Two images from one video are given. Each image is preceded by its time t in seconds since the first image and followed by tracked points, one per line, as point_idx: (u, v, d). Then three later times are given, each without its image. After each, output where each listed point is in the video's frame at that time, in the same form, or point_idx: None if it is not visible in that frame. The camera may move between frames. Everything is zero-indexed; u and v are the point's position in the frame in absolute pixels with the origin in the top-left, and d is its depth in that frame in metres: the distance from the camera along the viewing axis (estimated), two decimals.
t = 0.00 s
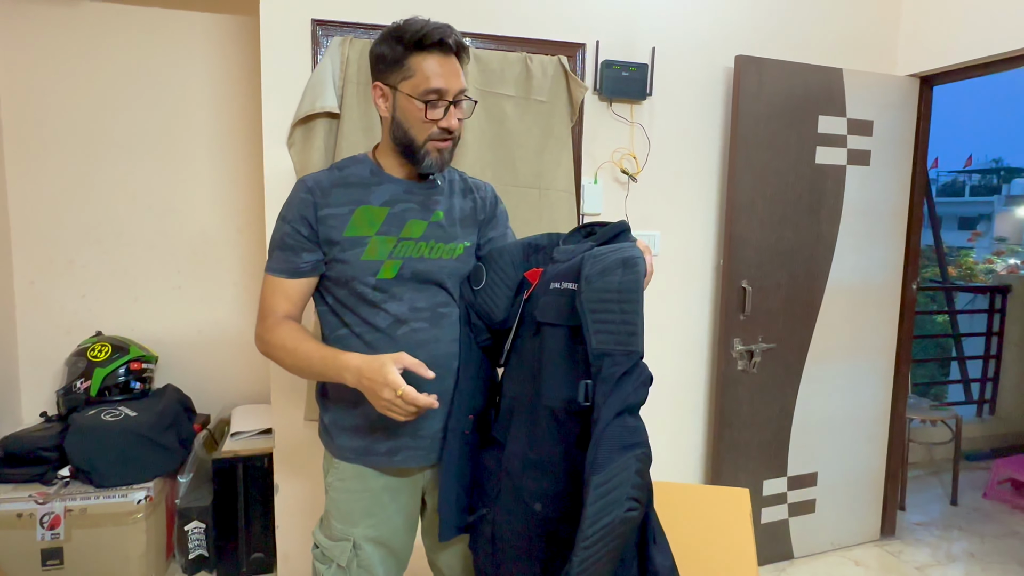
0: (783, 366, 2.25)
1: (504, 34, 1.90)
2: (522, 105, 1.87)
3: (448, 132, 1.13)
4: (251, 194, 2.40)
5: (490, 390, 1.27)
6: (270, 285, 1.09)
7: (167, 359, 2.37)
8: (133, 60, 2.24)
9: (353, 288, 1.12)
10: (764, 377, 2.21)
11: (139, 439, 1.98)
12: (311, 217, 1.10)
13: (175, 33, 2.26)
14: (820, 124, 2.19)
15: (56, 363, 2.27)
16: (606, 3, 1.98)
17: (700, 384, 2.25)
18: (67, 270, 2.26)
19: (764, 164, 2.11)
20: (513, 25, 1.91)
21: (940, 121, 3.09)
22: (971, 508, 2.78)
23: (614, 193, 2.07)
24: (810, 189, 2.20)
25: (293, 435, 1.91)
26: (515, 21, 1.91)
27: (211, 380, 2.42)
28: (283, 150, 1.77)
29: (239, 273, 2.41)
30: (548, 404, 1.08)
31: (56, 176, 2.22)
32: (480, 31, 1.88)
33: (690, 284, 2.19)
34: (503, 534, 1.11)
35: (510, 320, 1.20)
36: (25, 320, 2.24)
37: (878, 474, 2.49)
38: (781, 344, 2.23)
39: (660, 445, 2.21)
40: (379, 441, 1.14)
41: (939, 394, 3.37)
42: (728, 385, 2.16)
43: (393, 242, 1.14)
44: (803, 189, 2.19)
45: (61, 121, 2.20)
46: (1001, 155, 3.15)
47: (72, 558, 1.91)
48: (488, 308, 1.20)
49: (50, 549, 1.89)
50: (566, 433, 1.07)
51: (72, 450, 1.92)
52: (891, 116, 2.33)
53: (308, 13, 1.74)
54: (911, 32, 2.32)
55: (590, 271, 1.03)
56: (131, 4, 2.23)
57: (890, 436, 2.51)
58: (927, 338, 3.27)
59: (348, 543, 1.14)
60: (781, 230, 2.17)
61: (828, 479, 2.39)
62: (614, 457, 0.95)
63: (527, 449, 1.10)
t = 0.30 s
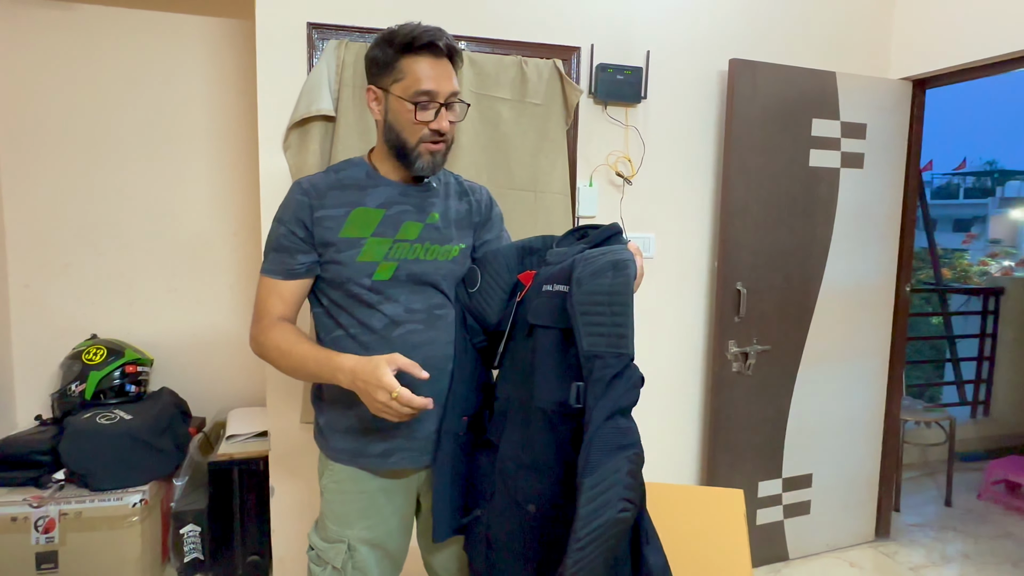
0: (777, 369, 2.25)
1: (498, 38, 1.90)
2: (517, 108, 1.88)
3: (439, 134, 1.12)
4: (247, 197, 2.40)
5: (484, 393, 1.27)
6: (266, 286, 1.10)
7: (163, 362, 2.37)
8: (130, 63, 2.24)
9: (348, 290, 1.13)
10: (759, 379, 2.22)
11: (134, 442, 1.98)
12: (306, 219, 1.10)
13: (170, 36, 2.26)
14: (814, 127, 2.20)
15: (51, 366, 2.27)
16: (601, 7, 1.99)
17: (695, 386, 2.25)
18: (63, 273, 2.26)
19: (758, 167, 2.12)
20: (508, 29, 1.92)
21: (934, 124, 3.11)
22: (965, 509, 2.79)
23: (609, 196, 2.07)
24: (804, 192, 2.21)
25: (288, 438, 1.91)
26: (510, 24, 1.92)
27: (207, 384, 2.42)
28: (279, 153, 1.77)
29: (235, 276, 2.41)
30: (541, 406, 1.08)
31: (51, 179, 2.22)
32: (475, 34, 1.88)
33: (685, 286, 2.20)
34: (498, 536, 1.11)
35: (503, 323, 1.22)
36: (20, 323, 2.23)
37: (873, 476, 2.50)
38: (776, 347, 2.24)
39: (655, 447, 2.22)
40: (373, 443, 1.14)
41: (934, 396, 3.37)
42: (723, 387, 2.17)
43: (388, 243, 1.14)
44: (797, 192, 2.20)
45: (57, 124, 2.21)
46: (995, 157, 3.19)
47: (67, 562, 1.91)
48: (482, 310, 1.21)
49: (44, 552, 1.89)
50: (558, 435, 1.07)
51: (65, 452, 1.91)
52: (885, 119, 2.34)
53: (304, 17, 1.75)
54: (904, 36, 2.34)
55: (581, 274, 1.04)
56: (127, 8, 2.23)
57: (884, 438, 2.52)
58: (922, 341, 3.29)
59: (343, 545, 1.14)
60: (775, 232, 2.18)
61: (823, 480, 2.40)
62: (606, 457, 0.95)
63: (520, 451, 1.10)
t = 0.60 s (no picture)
0: (770, 370, 2.26)
1: (492, 40, 1.91)
2: (511, 109, 1.88)
3: (420, 131, 1.11)
4: (240, 198, 2.39)
5: (478, 392, 1.28)
6: (260, 286, 1.09)
7: (156, 364, 2.37)
8: (123, 65, 2.24)
9: (344, 291, 1.13)
10: (752, 380, 2.23)
11: (127, 444, 1.97)
12: (301, 220, 1.10)
13: (163, 38, 2.26)
14: (806, 129, 2.21)
15: (43, 368, 2.26)
16: (594, 10, 2.00)
17: (689, 387, 2.26)
18: (56, 275, 2.25)
19: (751, 168, 2.13)
20: (501, 31, 1.92)
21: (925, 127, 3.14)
22: (957, 509, 2.80)
23: (603, 197, 2.08)
24: (797, 193, 2.22)
25: (282, 440, 1.91)
26: (503, 26, 1.92)
27: (201, 385, 2.42)
28: (272, 155, 1.77)
29: (228, 277, 2.40)
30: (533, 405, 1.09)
31: (44, 181, 2.21)
32: (469, 36, 1.89)
33: (678, 287, 2.21)
34: (490, 535, 1.12)
35: (497, 323, 1.22)
36: (12, 325, 2.22)
37: (865, 476, 2.51)
38: (769, 347, 2.25)
39: (649, 448, 2.22)
40: (369, 444, 1.14)
41: (926, 396, 3.39)
42: (716, 388, 2.18)
43: (383, 245, 1.14)
44: (790, 193, 2.21)
45: (50, 126, 2.20)
46: (988, 159, 3.19)
47: (60, 565, 1.90)
48: (476, 311, 1.22)
49: (37, 556, 1.88)
50: (550, 434, 1.08)
51: (59, 455, 1.91)
52: (876, 121, 2.36)
53: (297, 19, 1.75)
54: (895, 38, 2.35)
55: (572, 274, 1.05)
56: (121, 10, 2.23)
57: (877, 438, 2.53)
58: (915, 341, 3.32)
59: (337, 546, 1.14)
60: (768, 234, 2.19)
61: (816, 481, 2.41)
62: (596, 457, 0.95)
63: (512, 451, 1.10)
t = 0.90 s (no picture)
0: (764, 369, 2.27)
1: (486, 40, 1.91)
2: (505, 110, 1.89)
3: (396, 119, 1.10)
4: (234, 198, 2.38)
5: (472, 394, 1.28)
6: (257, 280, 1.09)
7: (149, 365, 2.36)
8: (116, 65, 2.23)
9: (338, 290, 1.13)
10: (745, 379, 2.24)
11: (119, 446, 1.96)
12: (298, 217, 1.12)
13: (156, 37, 2.25)
14: (799, 130, 2.22)
15: (35, 369, 2.25)
16: (588, 10, 2.01)
17: (683, 387, 2.27)
18: (49, 276, 2.24)
19: (744, 169, 2.14)
20: (495, 32, 1.92)
21: (917, 129, 3.16)
22: (950, 508, 2.82)
23: (597, 198, 2.09)
24: (790, 194, 2.23)
25: (276, 440, 1.91)
26: (498, 26, 1.92)
27: (195, 386, 2.41)
28: (266, 155, 1.77)
29: (222, 278, 2.40)
30: (523, 407, 1.08)
31: (35, 182, 2.20)
32: (463, 37, 1.89)
33: (672, 287, 2.22)
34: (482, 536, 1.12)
35: (489, 324, 1.23)
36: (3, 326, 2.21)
37: (858, 475, 2.52)
38: (762, 347, 2.26)
39: (643, 448, 2.23)
40: (363, 443, 1.14)
41: (920, 396, 3.42)
42: (710, 388, 2.19)
43: (378, 242, 1.15)
44: (783, 194, 2.22)
45: (43, 126, 2.19)
46: (980, 160, 3.21)
47: (51, 567, 1.89)
48: (469, 312, 1.23)
49: (29, 558, 1.87)
50: (541, 436, 1.08)
51: (51, 457, 1.90)
52: (869, 123, 2.37)
53: (291, 19, 1.75)
54: (888, 40, 2.37)
55: (562, 276, 1.04)
56: (114, 9, 2.22)
57: (870, 437, 2.55)
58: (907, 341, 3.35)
59: (331, 546, 1.14)
60: (762, 234, 2.20)
61: (809, 480, 2.42)
62: (585, 459, 0.95)
63: (503, 452, 1.10)
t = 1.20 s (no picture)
0: (756, 369, 2.28)
1: (480, 39, 1.91)
2: (498, 110, 1.88)
3: (391, 148, 1.10)
4: (226, 196, 2.36)
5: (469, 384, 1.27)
6: (250, 286, 1.08)
7: (139, 365, 2.34)
8: (106, 62, 2.21)
9: (332, 292, 1.12)
10: (738, 379, 2.24)
11: (109, 447, 1.95)
12: (290, 220, 1.10)
13: (147, 34, 2.23)
14: (792, 131, 2.23)
15: (23, 370, 2.23)
16: (581, 10, 2.01)
17: (676, 387, 2.27)
18: (37, 275, 2.22)
19: (737, 169, 2.15)
20: (489, 31, 1.92)
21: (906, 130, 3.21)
22: (940, 507, 2.84)
23: (591, 198, 2.08)
24: (782, 194, 2.24)
25: (268, 441, 1.89)
26: (491, 25, 1.92)
27: (185, 387, 2.39)
28: (257, 154, 1.76)
29: (213, 277, 2.38)
30: (524, 391, 1.08)
31: (24, 180, 2.18)
32: (456, 36, 1.88)
33: (665, 287, 2.22)
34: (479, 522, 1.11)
35: (488, 314, 1.22)
36: None
37: (849, 475, 2.53)
38: (755, 347, 2.26)
39: (636, 448, 2.23)
40: (358, 443, 1.13)
41: (909, 396, 3.45)
42: (703, 388, 2.19)
43: (372, 244, 1.13)
44: (775, 195, 2.23)
45: (32, 124, 2.17)
46: (969, 161, 3.24)
47: (39, 569, 1.88)
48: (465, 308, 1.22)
49: (16, 560, 1.85)
50: (541, 419, 1.08)
51: (39, 459, 1.88)
52: (860, 124, 2.38)
53: (283, 17, 1.74)
54: (879, 41, 2.38)
55: (562, 258, 1.04)
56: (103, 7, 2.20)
57: (861, 437, 2.56)
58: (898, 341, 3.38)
59: (323, 547, 1.13)
60: (754, 235, 2.21)
61: (801, 480, 2.43)
62: (582, 438, 0.95)
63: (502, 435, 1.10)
